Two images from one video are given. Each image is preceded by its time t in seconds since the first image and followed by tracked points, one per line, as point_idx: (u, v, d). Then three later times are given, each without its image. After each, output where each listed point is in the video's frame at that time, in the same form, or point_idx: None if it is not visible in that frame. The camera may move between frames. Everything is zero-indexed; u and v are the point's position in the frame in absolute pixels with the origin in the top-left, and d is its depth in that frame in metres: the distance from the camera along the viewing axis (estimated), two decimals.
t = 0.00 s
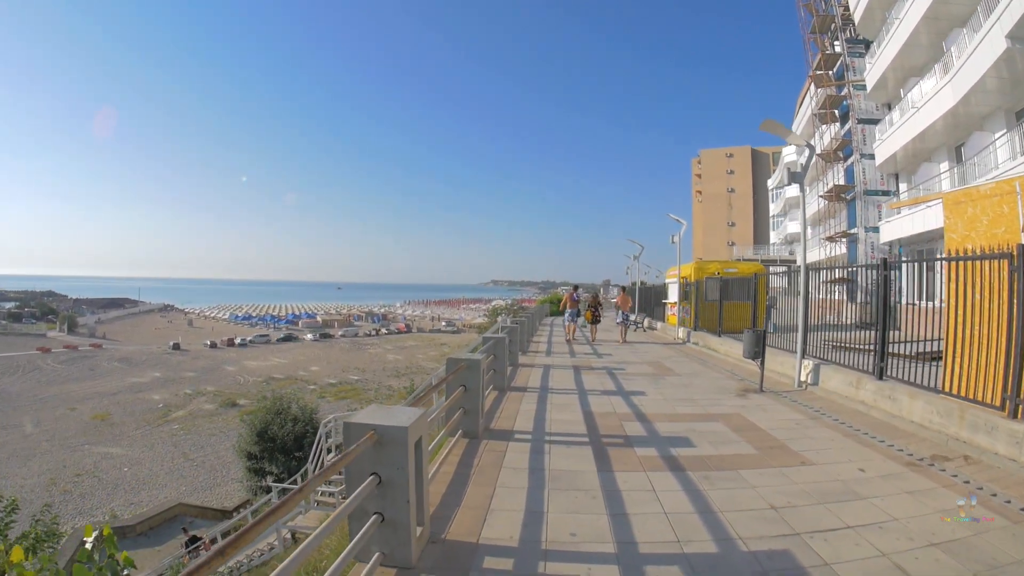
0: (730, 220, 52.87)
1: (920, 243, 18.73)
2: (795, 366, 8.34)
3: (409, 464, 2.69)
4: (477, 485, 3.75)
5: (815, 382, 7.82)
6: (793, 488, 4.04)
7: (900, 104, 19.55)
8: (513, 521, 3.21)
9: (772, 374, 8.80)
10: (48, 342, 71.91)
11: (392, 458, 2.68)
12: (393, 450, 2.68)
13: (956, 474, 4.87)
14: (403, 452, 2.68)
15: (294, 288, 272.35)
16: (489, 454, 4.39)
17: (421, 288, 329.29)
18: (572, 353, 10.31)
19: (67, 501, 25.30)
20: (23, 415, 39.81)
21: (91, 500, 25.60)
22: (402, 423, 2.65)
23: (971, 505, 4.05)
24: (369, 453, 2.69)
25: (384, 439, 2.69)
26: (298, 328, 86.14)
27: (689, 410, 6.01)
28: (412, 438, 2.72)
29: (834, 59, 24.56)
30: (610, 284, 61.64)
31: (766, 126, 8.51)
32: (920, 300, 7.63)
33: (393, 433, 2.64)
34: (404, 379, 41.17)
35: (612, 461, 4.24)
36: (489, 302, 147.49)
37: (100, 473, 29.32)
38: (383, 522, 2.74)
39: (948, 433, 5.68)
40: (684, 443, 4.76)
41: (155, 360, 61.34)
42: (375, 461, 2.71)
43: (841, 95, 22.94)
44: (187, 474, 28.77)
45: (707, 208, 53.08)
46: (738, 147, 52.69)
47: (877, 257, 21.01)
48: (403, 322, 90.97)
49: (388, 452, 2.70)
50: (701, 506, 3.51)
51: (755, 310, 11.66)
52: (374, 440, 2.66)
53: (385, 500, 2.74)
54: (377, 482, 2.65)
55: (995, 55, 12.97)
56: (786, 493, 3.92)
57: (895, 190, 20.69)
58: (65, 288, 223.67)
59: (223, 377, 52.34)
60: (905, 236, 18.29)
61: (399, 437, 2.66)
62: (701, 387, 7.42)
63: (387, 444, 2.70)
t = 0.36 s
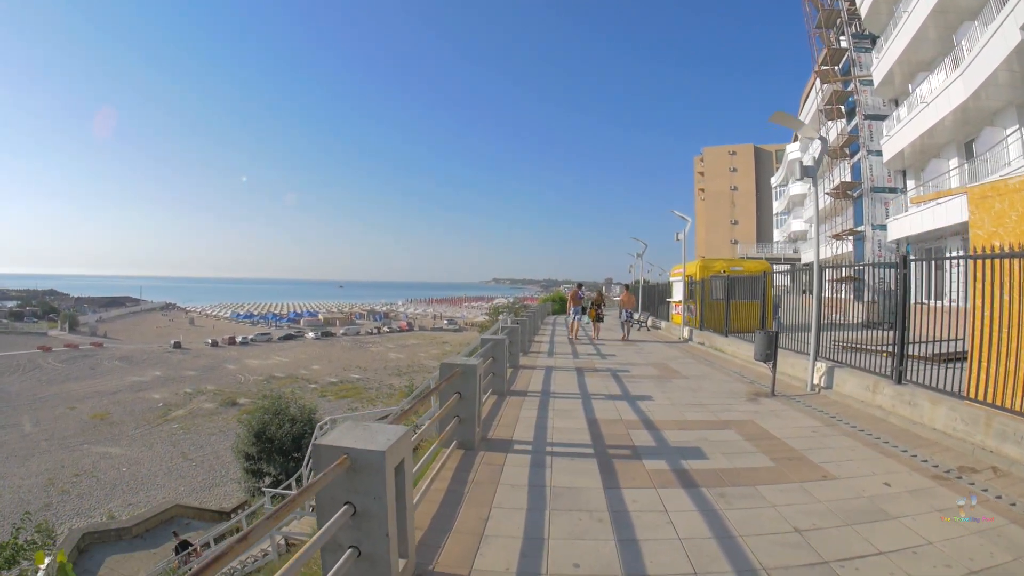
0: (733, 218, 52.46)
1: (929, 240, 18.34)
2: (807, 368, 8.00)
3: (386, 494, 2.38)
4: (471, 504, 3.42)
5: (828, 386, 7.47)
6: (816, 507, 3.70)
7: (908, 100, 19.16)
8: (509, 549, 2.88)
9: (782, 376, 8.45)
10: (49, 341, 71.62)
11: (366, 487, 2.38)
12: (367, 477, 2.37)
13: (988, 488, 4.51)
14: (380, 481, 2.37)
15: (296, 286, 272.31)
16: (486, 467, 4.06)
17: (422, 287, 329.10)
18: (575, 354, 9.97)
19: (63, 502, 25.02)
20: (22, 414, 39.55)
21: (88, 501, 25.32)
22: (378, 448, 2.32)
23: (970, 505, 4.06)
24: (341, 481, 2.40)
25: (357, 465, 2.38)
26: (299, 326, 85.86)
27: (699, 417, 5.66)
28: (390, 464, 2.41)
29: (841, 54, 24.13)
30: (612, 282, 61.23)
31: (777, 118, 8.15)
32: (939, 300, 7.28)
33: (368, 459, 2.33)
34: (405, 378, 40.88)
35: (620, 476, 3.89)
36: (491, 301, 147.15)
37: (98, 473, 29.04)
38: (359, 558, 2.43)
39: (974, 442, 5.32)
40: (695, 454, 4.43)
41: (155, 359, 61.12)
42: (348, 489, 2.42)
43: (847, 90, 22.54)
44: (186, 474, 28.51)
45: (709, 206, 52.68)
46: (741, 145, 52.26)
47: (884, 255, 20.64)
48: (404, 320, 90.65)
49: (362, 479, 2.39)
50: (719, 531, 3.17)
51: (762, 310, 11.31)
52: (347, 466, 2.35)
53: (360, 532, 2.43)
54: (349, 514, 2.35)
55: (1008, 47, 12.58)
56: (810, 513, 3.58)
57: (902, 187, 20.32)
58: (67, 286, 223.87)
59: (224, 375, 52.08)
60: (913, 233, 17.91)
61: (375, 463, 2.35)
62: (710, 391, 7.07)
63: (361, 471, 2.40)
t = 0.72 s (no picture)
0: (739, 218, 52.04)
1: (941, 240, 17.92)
2: (824, 372, 7.64)
3: (364, 531, 1.92)
4: (469, 528, 3.10)
5: (847, 390, 7.12)
6: (850, 529, 3.36)
7: (919, 97, 18.72)
8: None
9: (798, 381, 8.09)
10: (55, 342, 71.73)
11: (340, 521, 1.93)
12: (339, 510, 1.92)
13: None
14: (356, 515, 1.91)
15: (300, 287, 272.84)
16: (487, 483, 3.74)
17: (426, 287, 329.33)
18: (582, 356, 9.64)
19: (64, 504, 24.82)
20: (26, 415, 39.47)
21: (88, 503, 25.12)
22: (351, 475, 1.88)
23: (969, 505, 3.95)
24: (307, 511, 1.97)
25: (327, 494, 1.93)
26: (304, 327, 85.78)
27: (715, 424, 5.31)
28: (369, 496, 1.95)
29: (850, 51, 23.73)
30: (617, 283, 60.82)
31: (793, 110, 7.81)
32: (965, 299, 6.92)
33: (342, 488, 1.88)
34: (408, 379, 40.57)
35: (633, 495, 3.54)
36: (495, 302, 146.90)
37: (99, 474, 28.84)
38: None
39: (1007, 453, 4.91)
40: (713, 468, 4.09)
41: (159, 359, 61.09)
42: (316, 521, 1.98)
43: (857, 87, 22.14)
44: (188, 475, 28.29)
45: (715, 206, 52.27)
46: (747, 145, 51.82)
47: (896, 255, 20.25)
48: (409, 321, 90.49)
49: (335, 514, 1.94)
50: (749, 559, 2.84)
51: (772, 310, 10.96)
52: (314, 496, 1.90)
53: None
54: (319, 553, 1.89)
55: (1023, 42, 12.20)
56: (844, 536, 3.24)
57: (913, 185, 19.92)
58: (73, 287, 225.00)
59: (227, 376, 51.93)
60: (925, 233, 17.48)
61: (350, 494, 1.90)
62: (723, 397, 6.72)
63: (332, 502, 1.95)
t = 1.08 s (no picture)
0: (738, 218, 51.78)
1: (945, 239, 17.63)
2: (833, 376, 7.32)
3: None
4: (455, 560, 2.75)
5: (858, 396, 6.81)
6: (881, 556, 3.01)
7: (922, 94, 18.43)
8: None
9: (805, 385, 7.75)
10: (50, 342, 71.00)
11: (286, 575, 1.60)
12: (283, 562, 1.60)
13: None
14: (304, 570, 1.58)
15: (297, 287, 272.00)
16: (477, 505, 3.39)
17: (423, 287, 328.64)
18: (580, 358, 9.31)
19: (55, 507, 24.36)
20: (18, 416, 38.92)
21: (80, 506, 24.68)
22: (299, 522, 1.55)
23: (971, 506, 3.85)
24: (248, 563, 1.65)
25: (271, 544, 1.62)
26: (301, 327, 85.24)
27: (722, 434, 4.98)
28: (323, 543, 1.63)
29: (851, 48, 23.45)
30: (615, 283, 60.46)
31: (800, 102, 7.49)
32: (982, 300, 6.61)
33: (284, 538, 1.57)
34: (405, 380, 40.15)
35: (638, 520, 3.19)
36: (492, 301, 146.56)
37: (92, 477, 28.37)
38: None
39: None
40: (725, 485, 3.75)
41: (155, 360, 60.58)
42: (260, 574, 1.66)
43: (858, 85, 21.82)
44: (182, 478, 27.86)
45: (714, 205, 52.01)
46: (745, 144, 51.55)
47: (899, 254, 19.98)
48: (406, 321, 90.00)
49: (281, 566, 1.61)
50: None
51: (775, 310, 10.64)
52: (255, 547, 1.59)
53: None
54: None
55: None
56: (875, 565, 2.90)
57: (915, 184, 19.64)
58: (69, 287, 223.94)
59: (223, 377, 51.45)
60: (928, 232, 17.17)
61: (297, 543, 1.58)
62: (732, 403, 6.37)
63: (276, 552, 1.63)
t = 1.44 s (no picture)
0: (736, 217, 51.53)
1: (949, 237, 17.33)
2: (843, 378, 7.00)
3: None
4: None
5: (869, 400, 6.50)
6: None
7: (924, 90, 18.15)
8: None
9: (813, 388, 7.43)
10: (46, 343, 70.44)
11: None
12: None
13: None
14: None
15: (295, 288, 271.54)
16: (464, 529, 3.05)
17: (421, 288, 328.36)
18: (578, 360, 8.99)
19: (48, 510, 23.98)
20: (13, 418, 38.48)
21: (73, 509, 24.28)
22: None
23: (970, 504, 3.80)
24: None
25: None
26: (298, 327, 84.86)
27: (731, 444, 4.65)
28: None
29: (853, 44, 23.16)
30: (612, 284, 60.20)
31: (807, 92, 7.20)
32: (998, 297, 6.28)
33: None
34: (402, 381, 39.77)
35: (643, 546, 2.86)
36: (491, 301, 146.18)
37: (86, 479, 27.97)
38: None
39: None
40: (737, 504, 3.43)
41: (151, 360, 60.14)
42: None
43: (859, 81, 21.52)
44: (176, 480, 27.47)
45: (712, 205, 51.77)
46: (743, 143, 51.28)
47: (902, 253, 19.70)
48: (404, 321, 89.65)
49: None
50: None
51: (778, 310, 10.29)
52: None
53: None
54: None
55: None
56: None
57: (918, 181, 19.35)
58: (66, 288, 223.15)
59: (219, 378, 51.03)
60: (932, 230, 16.87)
61: None
62: (737, 408, 6.04)
63: None
